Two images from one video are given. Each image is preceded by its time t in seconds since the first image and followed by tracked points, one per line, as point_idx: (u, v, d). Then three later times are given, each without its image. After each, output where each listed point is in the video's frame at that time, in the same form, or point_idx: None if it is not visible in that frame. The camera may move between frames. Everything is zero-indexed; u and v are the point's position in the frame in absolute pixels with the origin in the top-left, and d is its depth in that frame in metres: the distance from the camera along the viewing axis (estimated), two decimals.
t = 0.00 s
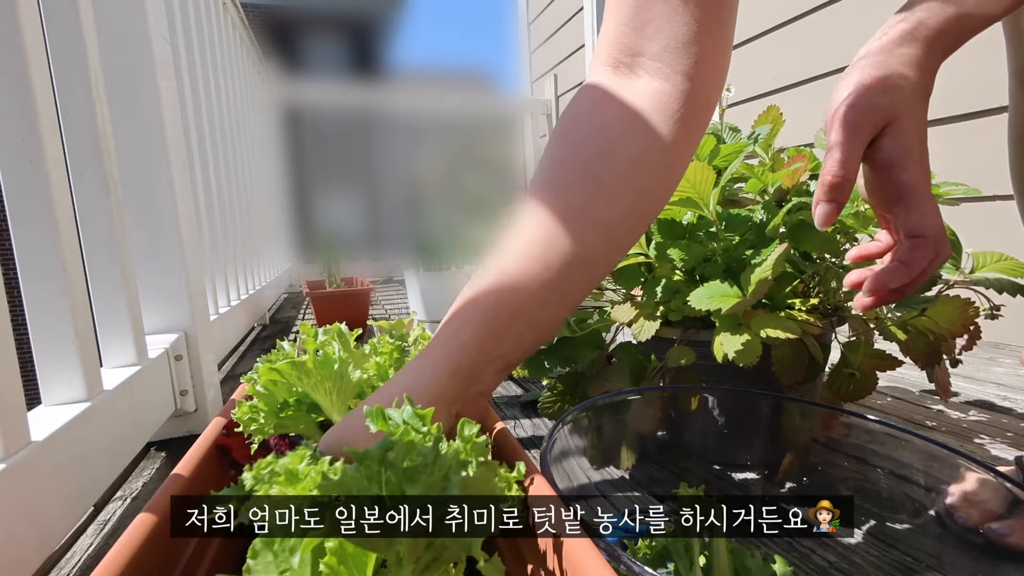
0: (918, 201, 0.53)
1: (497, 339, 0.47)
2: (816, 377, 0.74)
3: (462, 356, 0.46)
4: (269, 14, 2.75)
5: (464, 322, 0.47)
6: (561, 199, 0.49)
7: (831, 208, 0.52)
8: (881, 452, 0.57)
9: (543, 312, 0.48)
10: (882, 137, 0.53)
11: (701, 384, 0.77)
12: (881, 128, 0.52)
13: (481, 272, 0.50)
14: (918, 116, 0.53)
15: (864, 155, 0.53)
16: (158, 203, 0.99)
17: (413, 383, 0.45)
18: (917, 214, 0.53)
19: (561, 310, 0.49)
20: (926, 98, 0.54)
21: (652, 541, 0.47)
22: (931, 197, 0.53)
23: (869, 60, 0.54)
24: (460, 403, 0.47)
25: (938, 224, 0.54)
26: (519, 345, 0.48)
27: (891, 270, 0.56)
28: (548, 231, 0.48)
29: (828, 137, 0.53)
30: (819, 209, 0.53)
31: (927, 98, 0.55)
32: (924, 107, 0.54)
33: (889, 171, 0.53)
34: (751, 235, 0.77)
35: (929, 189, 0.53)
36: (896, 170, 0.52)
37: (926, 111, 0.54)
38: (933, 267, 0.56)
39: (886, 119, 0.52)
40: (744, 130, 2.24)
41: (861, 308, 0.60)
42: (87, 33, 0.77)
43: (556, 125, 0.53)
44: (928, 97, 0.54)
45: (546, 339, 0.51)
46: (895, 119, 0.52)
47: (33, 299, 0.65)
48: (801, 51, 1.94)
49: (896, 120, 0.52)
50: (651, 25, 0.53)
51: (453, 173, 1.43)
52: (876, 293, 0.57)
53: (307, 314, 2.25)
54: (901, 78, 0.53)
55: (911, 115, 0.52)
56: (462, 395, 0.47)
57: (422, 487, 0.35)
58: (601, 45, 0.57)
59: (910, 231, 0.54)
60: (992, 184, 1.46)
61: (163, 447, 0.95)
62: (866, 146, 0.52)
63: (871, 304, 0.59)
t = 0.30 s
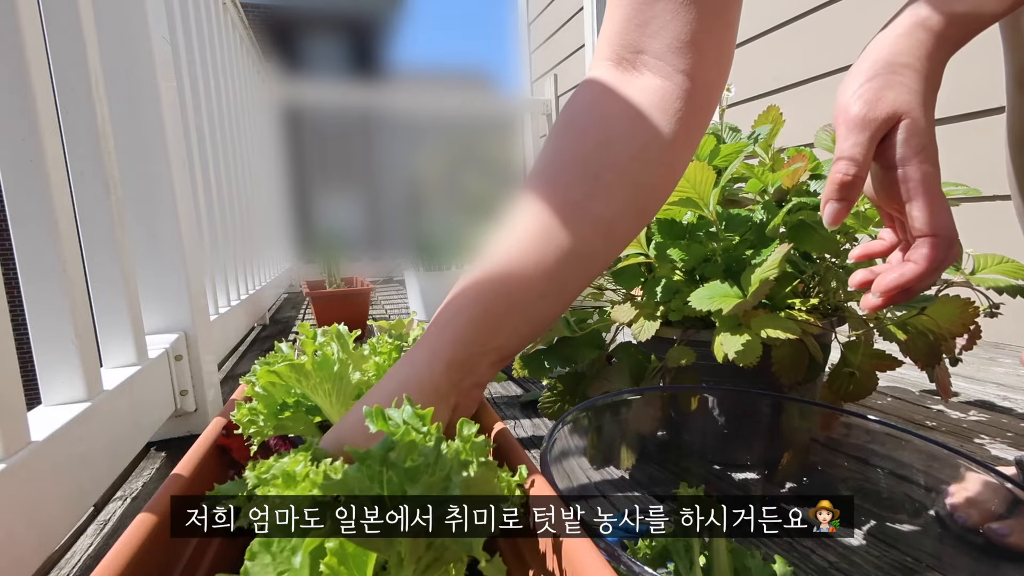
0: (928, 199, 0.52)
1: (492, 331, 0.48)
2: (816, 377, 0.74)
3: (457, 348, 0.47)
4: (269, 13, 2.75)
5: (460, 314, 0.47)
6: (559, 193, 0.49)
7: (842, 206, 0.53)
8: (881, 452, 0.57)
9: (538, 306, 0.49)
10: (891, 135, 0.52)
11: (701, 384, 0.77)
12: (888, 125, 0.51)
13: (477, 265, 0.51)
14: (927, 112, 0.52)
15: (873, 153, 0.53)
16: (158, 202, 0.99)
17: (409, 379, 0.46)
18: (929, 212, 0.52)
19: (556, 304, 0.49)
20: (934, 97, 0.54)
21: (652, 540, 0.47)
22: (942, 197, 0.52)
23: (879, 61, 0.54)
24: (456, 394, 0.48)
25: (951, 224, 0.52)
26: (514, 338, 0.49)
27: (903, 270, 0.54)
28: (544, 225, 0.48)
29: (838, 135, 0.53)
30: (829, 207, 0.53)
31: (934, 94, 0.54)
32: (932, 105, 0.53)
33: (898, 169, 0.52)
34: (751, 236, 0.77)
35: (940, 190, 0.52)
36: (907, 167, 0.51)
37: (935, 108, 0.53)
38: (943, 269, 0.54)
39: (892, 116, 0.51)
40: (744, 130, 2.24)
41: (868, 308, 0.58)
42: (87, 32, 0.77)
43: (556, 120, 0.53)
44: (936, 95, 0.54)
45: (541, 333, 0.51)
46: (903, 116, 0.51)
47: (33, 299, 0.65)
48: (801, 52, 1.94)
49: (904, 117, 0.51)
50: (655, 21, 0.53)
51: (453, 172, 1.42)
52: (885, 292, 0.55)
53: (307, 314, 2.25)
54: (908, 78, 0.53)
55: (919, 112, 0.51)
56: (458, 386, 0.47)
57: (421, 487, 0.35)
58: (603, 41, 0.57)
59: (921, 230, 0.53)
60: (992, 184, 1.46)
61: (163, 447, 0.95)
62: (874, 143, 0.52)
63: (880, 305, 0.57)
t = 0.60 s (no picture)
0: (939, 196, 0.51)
1: (493, 331, 0.48)
2: (816, 377, 0.74)
3: (455, 348, 0.47)
4: (269, 13, 2.75)
5: (459, 316, 0.47)
6: (559, 192, 0.49)
7: (851, 206, 0.53)
8: (881, 452, 0.57)
9: (538, 307, 0.49)
10: (898, 134, 0.52)
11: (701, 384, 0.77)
12: (893, 125, 0.51)
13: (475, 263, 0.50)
14: (934, 110, 0.52)
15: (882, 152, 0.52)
16: (158, 202, 0.99)
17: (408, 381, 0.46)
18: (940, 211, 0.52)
19: (556, 304, 0.50)
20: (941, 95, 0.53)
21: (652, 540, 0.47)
22: (953, 193, 0.52)
23: (883, 59, 0.54)
24: (458, 396, 0.48)
25: (963, 221, 0.52)
26: (514, 338, 0.49)
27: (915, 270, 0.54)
28: (543, 225, 0.48)
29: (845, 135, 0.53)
30: (838, 206, 0.53)
31: (944, 93, 0.54)
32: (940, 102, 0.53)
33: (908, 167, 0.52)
34: (751, 236, 0.77)
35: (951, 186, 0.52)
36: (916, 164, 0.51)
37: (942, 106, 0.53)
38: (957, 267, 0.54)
39: (895, 116, 0.51)
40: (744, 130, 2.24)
41: (878, 309, 0.58)
42: (87, 32, 0.77)
43: (556, 118, 0.53)
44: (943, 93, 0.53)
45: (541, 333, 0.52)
46: (907, 116, 0.51)
47: (33, 299, 0.65)
48: (801, 52, 1.94)
49: (908, 117, 0.51)
50: (654, 19, 0.53)
51: (453, 172, 1.42)
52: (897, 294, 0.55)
53: (307, 314, 2.25)
54: (912, 77, 0.52)
55: (924, 110, 0.51)
56: (459, 388, 0.48)
57: (420, 488, 0.35)
58: (602, 38, 0.57)
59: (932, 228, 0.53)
60: (992, 184, 1.46)
61: (163, 447, 0.95)
62: (881, 141, 0.51)
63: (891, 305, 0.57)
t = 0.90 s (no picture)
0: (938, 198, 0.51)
1: (490, 327, 0.48)
2: (816, 377, 0.74)
3: (453, 344, 0.47)
4: (269, 13, 2.75)
5: (458, 307, 0.47)
6: (559, 191, 0.49)
7: (849, 207, 0.53)
8: (881, 452, 0.57)
9: (535, 303, 0.49)
10: (899, 134, 0.51)
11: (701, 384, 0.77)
12: (895, 125, 0.51)
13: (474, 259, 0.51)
14: (934, 110, 0.52)
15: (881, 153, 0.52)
16: (158, 203, 0.99)
17: (407, 373, 0.46)
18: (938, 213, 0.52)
19: (553, 302, 0.50)
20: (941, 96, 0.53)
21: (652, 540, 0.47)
22: (951, 194, 0.52)
23: (885, 60, 0.54)
24: (458, 386, 0.48)
25: (961, 222, 0.52)
26: (511, 334, 0.49)
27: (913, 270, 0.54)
28: (542, 222, 0.48)
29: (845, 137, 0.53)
30: (837, 206, 0.54)
31: (943, 94, 0.54)
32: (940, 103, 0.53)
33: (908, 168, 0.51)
34: (751, 236, 0.77)
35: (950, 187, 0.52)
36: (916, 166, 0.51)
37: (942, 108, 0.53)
38: (953, 268, 0.54)
39: (898, 116, 0.51)
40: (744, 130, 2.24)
41: (877, 310, 0.58)
42: (86, 32, 0.77)
43: (558, 117, 0.53)
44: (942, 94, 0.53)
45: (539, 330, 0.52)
46: (909, 117, 0.51)
47: (34, 299, 0.65)
48: (801, 52, 1.94)
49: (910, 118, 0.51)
50: (657, 21, 0.53)
51: (452, 172, 1.42)
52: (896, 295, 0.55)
53: (307, 314, 2.25)
54: (912, 78, 0.52)
55: (925, 112, 0.51)
56: (458, 377, 0.48)
57: (421, 487, 0.35)
58: (605, 40, 0.57)
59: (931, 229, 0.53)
60: (992, 184, 1.46)
61: (163, 447, 0.95)
62: (880, 143, 0.51)
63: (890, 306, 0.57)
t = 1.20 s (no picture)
0: (932, 200, 0.52)
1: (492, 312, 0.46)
2: (816, 377, 0.74)
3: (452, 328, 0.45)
4: (269, 13, 2.75)
5: (461, 287, 0.46)
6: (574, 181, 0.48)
7: (844, 207, 0.51)
8: (881, 452, 0.57)
9: (546, 288, 0.47)
10: (898, 133, 0.51)
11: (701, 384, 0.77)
12: (896, 123, 0.51)
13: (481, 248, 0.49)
14: (931, 111, 0.52)
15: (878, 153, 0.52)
16: (159, 203, 0.99)
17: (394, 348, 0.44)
18: (933, 215, 0.52)
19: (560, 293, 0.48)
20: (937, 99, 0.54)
21: (653, 540, 0.47)
22: (946, 195, 0.52)
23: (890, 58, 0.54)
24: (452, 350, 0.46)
25: (954, 221, 0.53)
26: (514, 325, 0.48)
27: (907, 270, 0.56)
28: (559, 207, 0.47)
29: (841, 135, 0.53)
30: (831, 207, 0.52)
31: (936, 96, 0.54)
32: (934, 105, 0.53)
33: (904, 169, 0.52)
34: (751, 236, 0.77)
35: (944, 189, 0.52)
36: (911, 168, 0.51)
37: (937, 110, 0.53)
38: (948, 266, 0.55)
39: (901, 115, 0.51)
40: (744, 130, 2.24)
41: (872, 308, 0.60)
42: (86, 32, 0.77)
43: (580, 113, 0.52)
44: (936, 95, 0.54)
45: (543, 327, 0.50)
46: (910, 116, 0.51)
47: (34, 299, 0.65)
48: (801, 52, 1.94)
49: (911, 117, 0.51)
50: (679, 23, 0.53)
51: (455, 172, 1.42)
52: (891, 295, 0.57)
53: (307, 314, 2.25)
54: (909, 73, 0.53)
55: (926, 112, 0.51)
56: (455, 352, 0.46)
57: (420, 488, 0.35)
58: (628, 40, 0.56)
59: (925, 230, 0.54)
60: (992, 183, 1.46)
61: (163, 447, 0.95)
62: (880, 142, 0.51)
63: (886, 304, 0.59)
